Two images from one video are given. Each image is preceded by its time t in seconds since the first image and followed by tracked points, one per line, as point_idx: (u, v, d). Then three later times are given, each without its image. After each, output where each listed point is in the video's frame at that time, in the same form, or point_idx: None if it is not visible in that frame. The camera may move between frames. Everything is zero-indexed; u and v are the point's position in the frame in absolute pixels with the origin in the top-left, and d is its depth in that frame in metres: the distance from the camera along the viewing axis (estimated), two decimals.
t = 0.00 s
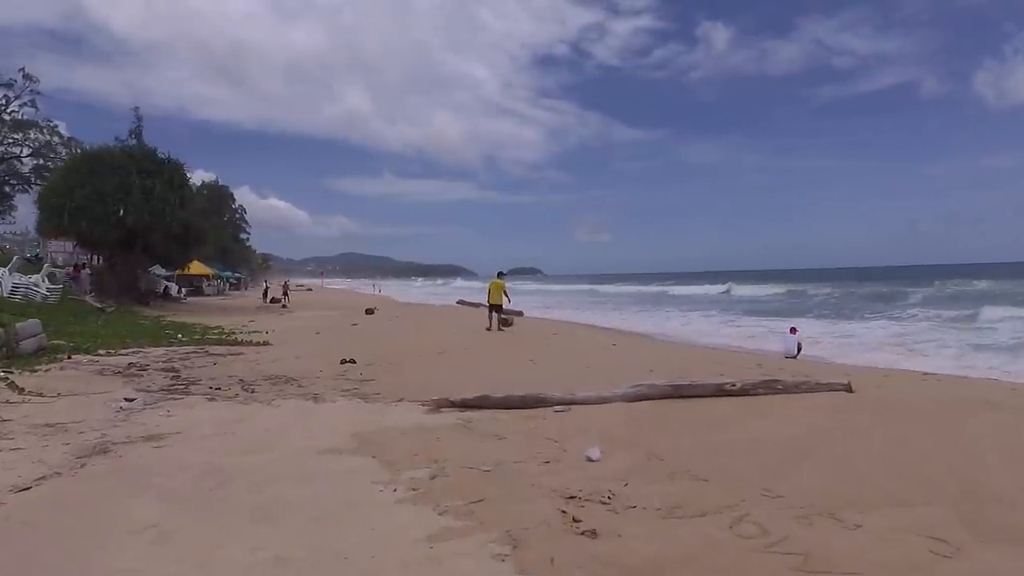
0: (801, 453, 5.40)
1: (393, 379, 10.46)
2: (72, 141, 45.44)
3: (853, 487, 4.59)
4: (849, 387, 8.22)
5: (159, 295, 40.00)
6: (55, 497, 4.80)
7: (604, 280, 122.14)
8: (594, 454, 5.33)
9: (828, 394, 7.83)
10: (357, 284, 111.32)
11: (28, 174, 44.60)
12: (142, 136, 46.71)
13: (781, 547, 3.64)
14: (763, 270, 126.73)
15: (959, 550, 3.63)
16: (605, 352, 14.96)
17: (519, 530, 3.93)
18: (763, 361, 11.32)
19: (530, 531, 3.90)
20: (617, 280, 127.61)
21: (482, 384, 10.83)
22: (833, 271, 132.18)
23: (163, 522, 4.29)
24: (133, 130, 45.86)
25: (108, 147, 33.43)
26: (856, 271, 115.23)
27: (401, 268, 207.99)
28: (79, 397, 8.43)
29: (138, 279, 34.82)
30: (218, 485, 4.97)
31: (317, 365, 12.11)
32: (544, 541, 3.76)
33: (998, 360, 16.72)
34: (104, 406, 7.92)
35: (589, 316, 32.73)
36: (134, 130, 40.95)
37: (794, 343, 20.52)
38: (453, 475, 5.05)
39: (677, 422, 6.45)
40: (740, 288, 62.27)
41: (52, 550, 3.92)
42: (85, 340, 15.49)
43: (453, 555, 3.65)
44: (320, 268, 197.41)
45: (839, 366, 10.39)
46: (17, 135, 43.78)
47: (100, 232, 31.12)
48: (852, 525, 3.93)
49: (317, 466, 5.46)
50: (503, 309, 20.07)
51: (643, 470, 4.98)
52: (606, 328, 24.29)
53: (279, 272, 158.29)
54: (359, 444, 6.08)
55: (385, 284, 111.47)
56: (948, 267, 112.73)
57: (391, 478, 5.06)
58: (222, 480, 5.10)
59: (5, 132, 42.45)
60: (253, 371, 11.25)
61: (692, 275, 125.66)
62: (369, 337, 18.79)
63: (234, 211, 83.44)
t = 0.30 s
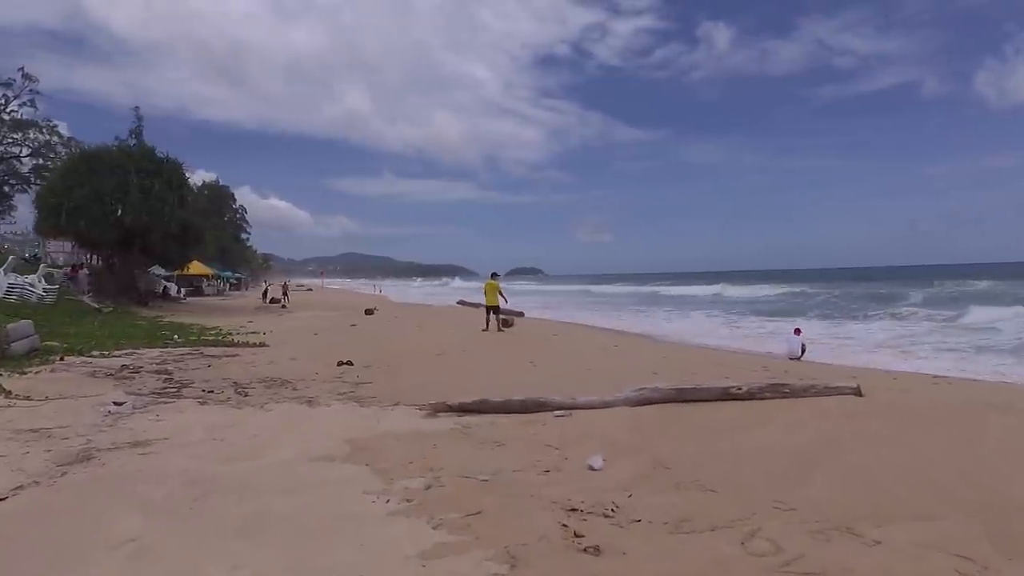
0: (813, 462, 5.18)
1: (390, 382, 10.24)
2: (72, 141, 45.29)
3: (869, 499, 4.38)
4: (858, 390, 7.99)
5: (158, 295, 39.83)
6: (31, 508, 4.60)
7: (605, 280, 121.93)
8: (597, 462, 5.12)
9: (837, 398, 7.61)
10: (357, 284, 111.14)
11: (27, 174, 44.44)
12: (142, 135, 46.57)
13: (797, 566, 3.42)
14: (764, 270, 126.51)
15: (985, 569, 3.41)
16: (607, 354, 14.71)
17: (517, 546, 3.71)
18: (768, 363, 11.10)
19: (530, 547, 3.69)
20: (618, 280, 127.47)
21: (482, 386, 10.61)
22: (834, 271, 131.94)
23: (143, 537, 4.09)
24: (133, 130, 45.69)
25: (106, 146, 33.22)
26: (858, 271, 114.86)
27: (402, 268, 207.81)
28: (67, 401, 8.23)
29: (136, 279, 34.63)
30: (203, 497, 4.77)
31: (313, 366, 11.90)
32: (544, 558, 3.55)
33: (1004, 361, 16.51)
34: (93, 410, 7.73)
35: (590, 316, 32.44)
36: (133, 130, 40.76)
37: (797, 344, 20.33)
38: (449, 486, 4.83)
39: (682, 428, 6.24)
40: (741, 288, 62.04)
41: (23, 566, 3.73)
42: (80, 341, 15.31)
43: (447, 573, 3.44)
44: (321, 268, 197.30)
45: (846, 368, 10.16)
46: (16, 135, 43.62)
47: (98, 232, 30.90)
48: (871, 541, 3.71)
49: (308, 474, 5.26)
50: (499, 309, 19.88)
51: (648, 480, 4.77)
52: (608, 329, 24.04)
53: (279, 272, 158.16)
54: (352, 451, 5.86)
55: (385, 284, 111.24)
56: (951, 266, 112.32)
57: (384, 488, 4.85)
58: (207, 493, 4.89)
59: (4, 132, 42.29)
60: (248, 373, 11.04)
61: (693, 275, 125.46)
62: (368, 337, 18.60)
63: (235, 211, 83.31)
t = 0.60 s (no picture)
0: (831, 469, 4.93)
1: (391, 383, 10.01)
2: (76, 140, 45.20)
3: (895, 510, 4.13)
4: (874, 392, 7.72)
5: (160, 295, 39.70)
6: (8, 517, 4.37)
7: (609, 280, 121.60)
8: (604, 469, 4.87)
9: (853, 401, 7.33)
10: (362, 284, 111.08)
11: (31, 173, 44.37)
12: (146, 135, 46.47)
13: None
14: (769, 270, 126.02)
15: None
16: (612, 354, 14.46)
17: (520, 562, 3.46)
18: (778, 364, 10.83)
19: (534, 562, 3.44)
20: (622, 280, 127.15)
21: (485, 387, 10.37)
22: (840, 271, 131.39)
23: (122, 549, 3.85)
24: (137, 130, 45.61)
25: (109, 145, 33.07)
26: (864, 271, 114.24)
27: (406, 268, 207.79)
28: (58, 402, 8.00)
29: (138, 279, 34.46)
30: (189, 505, 4.54)
31: (312, 367, 11.68)
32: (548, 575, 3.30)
33: (1017, 362, 16.21)
34: (83, 412, 7.50)
35: (595, 316, 32.20)
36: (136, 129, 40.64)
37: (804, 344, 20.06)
38: (448, 494, 4.58)
39: (693, 432, 5.98)
40: (746, 288, 61.72)
41: None
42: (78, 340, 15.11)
43: None
44: (325, 268, 197.39)
45: (859, 370, 9.88)
46: (20, 134, 43.55)
47: (99, 231, 30.76)
48: (901, 556, 3.46)
49: (301, 481, 5.02)
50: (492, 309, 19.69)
51: (659, 488, 4.52)
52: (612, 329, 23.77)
53: (283, 272, 158.23)
54: (348, 456, 5.62)
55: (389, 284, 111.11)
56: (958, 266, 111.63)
57: (381, 496, 4.60)
58: (193, 500, 4.66)
59: (8, 132, 42.22)
60: (246, 374, 10.81)
61: (697, 275, 125.05)
62: (371, 337, 18.40)
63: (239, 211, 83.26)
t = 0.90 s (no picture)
0: (854, 480, 4.67)
1: (394, 386, 9.77)
2: (83, 140, 45.21)
3: (926, 526, 3.89)
4: (894, 398, 7.42)
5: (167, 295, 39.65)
6: None
7: (616, 280, 121.19)
8: (614, 480, 4.62)
9: (872, 406, 7.04)
10: (369, 284, 111.09)
11: (38, 173, 44.42)
12: (153, 135, 46.46)
13: None
14: (777, 270, 125.40)
15: None
16: (620, 355, 14.19)
17: None
18: (792, 368, 10.52)
19: None
20: (630, 280, 126.73)
21: (490, 388, 10.11)
22: (848, 271, 130.57)
23: (105, 568, 3.64)
24: (145, 130, 45.61)
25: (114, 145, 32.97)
26: (874, 270, 113.39)
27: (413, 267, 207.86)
28: (53, 404, 7.80)
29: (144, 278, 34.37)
30: (177, 519, 4.31)
31: (314, 369, 11.47)
32: None
33: None
34: (77, 416, 7.28)
35: (603, 317, 31.93)
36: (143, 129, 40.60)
37: (813, 345, 19.74)
38: (449, 506, 4.34)
39: (706, 439, 5.72)
40: (754, 288, 61.30)
41: None
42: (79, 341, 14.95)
43: None
44: (333, 268, 197.66)
45: (877, 374, 9.56)
46: (28, 135, 43.61)
47: (105, 231, 30.69)
48: None
49: (296, 491, 4.78)
50: (497, 309, 19.53)
51: (672, 501, 4.27)
52: (619, 330, 23.51)
53: (290, 272, 158.45)
54: (347, 464, 5.39)
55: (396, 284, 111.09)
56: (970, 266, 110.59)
57: (379, 509, 4.36)
58: (181, 512, 4.43)
59: (16, 132, 42.29)
60: (247, 375, 10.59)
61: (705, 274, 124.47)
62: (375, 338, 18.21)
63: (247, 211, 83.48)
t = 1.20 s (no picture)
0: (877, 490, 4.45)
1: (399, 388, 9.60)
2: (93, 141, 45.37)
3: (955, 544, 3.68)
4: (914, 401, 7.17)
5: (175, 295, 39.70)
6: None
7: (624, 280, 120.69)
8: (625, 489, 4.41)
9: (892, 410, 6.80)
10: (377, 284, 111.07)
11: (49, 174, 44.62)
12: (162, 136, 46.58)
13: None
14: (786, 270, 124.67)
15: None
16: (630, 357, 13.96)
17: None
18: (805, 370, 10.26)
19: None
20: (638, 280, 126.28)
21: (496, 390, 9.92)
22: (859, 271, 129.66)
23: None
24: (154, 131, 45.74)
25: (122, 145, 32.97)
26: (886, 270, 112.42)
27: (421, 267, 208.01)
28: (51, 406, 7.66)
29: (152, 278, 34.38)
30: (167, 529, 4.13)
31: (318, 370, 11.32)
32: None
33: None
34: (74, 418, 7.14)
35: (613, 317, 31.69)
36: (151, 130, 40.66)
37: (823, 346, 19.46)
38: (452, 516, 4.14)
39: (720, 444, 5.50)
40: (764, 288, 60.87)
41: None
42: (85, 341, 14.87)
43: None
44: (341, 268, 198.12)
45: (894, 376, 9.29)
46: (39, 135, 43.83)
47: (112, 231, 30.71)
48: None
49: (293, 499, 4.60)
50: (502, 309, 19.38)
51: (686, 512, 4.05)
52: (627, 330, 23.30)
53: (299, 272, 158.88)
54: (346, 470, 5.20)
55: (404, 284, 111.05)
56: (984, 265, 109.49)
57: (377, 518, 4.17)
58: (172, 521, 4.25)
59: (27, 133, 42.52)
60: (250, 376, 10.44)
61: (714, 274, 123.90)
62: (382, 338, 18.06)
63: (256, 212, 83.75)
